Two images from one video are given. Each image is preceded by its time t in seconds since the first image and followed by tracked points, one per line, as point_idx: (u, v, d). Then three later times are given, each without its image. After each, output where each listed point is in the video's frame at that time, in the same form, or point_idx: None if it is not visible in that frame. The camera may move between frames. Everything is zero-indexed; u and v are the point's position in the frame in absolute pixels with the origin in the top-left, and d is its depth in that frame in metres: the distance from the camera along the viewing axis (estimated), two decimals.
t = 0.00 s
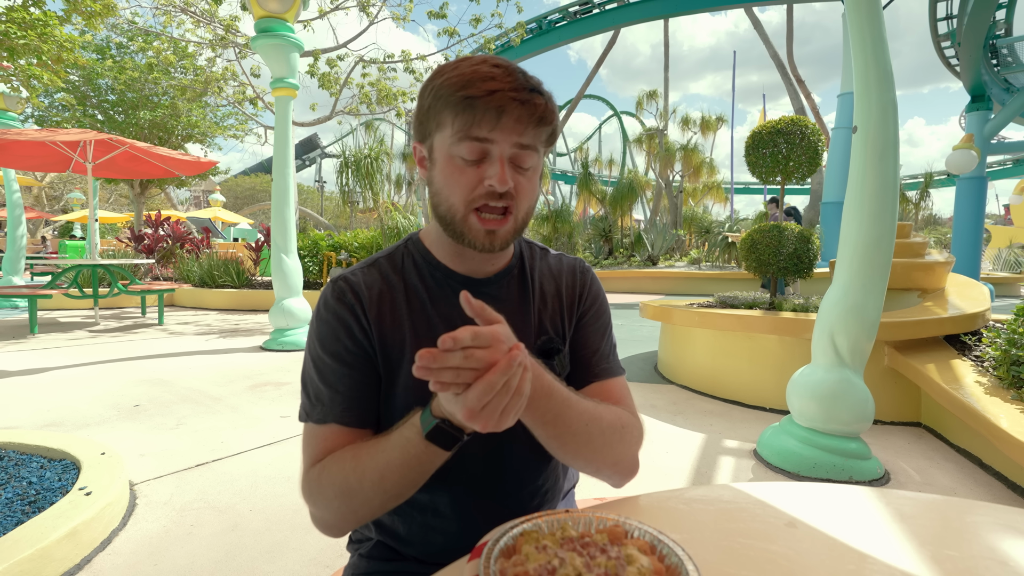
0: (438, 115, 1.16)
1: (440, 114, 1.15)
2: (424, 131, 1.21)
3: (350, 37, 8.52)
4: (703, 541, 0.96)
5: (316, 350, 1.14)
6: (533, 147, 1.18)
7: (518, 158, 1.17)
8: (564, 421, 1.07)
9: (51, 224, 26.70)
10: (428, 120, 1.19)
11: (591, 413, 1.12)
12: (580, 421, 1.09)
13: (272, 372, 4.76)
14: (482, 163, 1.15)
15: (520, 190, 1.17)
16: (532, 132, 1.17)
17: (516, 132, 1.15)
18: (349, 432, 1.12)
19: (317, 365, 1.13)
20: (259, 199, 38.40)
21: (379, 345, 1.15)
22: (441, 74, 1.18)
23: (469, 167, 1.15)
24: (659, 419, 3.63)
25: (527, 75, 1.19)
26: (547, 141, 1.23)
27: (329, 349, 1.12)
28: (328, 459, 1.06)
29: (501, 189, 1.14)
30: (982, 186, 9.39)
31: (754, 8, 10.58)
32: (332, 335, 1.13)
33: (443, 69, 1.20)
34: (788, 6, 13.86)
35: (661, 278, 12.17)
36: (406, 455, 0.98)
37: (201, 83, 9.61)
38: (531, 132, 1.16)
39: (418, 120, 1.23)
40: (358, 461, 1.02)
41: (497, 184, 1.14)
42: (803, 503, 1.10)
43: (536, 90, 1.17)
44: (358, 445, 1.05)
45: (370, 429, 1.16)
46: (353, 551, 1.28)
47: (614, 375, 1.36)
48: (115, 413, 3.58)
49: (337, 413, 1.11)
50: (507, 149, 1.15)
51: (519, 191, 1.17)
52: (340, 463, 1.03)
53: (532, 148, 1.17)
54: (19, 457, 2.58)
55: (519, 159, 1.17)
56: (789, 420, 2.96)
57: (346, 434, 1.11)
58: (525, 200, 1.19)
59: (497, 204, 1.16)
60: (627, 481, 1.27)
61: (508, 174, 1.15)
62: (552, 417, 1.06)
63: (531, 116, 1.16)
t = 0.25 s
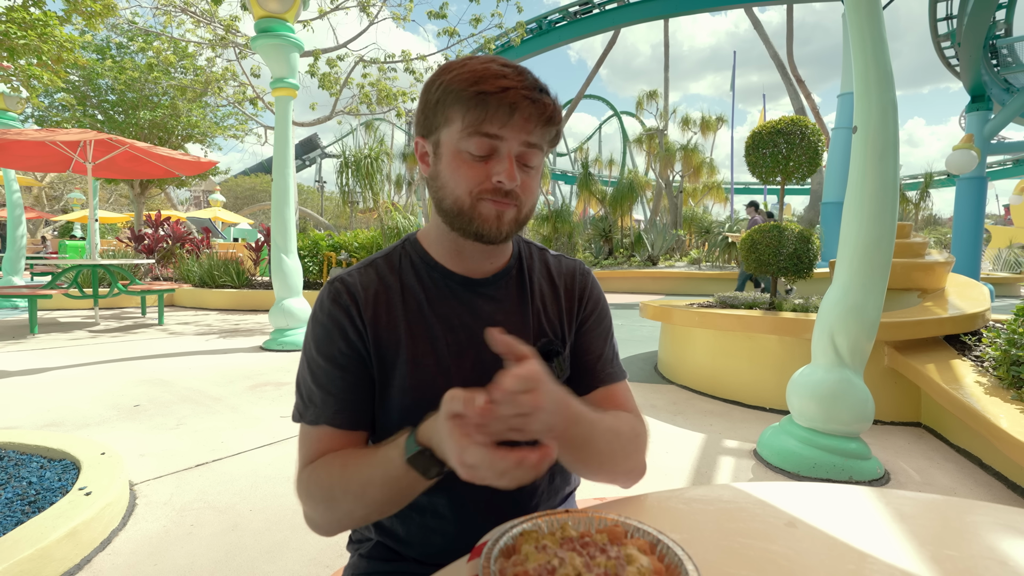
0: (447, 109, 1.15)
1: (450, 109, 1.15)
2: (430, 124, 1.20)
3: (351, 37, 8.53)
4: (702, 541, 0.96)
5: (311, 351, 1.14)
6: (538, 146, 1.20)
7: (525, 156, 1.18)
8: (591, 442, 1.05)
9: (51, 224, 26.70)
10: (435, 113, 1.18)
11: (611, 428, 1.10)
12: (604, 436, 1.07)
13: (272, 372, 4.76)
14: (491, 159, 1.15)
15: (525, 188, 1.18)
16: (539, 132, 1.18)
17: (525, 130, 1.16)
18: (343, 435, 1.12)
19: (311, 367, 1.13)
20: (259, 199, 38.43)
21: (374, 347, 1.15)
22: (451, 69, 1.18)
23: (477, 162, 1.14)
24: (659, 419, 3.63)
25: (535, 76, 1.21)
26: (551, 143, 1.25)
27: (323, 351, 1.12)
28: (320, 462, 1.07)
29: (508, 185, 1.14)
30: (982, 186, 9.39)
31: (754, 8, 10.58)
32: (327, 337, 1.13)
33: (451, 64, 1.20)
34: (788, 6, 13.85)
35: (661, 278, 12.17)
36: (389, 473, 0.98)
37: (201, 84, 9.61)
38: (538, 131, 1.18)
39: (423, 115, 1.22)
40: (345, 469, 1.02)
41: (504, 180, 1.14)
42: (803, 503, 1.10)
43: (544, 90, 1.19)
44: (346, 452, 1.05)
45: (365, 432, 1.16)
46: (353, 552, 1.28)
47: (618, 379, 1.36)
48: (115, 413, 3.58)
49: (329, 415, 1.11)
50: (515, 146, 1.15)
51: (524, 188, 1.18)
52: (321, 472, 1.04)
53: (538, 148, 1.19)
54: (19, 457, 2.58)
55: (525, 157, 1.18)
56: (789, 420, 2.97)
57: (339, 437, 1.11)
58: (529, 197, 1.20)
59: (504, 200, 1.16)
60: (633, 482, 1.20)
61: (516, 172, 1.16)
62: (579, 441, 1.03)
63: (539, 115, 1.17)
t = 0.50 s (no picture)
0: (431, 114, 1.17)
1: (434, 113, 1.16)
2: (418, 131, 1.21)
3: (351, 37, 8.54)
4: (702, 541, 0.96)
5: (310, 350, 1.14)
6: (527, 143, 1.18)
7: (514, 154, 1.16)
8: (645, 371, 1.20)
9: (52, 224, 26.71)
10: (421, 120, 1.19)
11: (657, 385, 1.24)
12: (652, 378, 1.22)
13: (272, 372, 4.76)
14: (477, 159, 1.14)
15: (516, 186, 1.16)
16: (527, 128, 1.17)
17: (510, 129, 1.15)
18: (338, 434, 1.13)
19: (309, 367, 1.13)
20: (260, 200, 38.44)
21: (372, 346, 1.15)
22: (434, 73, 1.19)
23: (463, 164, 1.14)
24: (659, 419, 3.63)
25: (520, 73, 1.20)
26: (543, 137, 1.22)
27: (320, 351, 1.13)
28: (309, 458, 1.08)
29: (496, 184, 1.13)
30: (983, 187, 9.38)
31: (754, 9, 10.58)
32: (324, 336, 1.13)
33: (435, 69, 1.22)
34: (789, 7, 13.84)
35: (661, 278, 12.17)
36: (348, 480, 0.96)
37: (201, 84, 9.61)
38: (525, 128, 1.16)
39: (412, 120, 1.24)
40: (317, 468, 1.04)
41: (492, 180, 1.13)
42: (803, 503, 1.10)
43: (529, 86, 1.17)
44: (320, 454, 1.06)
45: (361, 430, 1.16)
46: (353, 552, 1.28)
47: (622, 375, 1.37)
48: (115, 413, 3.58)
49: (322, 414, 1.11)
50: (501, 145, 1.15)
51: (514, 186, 1.16)
52: (306, 466, 1.07)
53: (527, 144, 1.17)
54: (19, 457, 2.58)
55: (514, 155, 1.16)
56: (789, 420, 2.97)
57: (331, 435, 1.12)
58: (523, 195, 1.18)
59: (494, 198, 1.14)
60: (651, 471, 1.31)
61: (504, 170, 1.14)
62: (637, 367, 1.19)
63: (524, 112, 1.16)
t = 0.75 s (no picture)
0: (421, 116, 1.17)
1: (423, 116, 1.17)
2: (412, 133, 1.22)
3: (351, 37, 8.55)
4: (702, 540, 0.96)
5: (311, 350, 1.14)
6: (518, 141, 1.16)
7: (504, 153, 1.15)
8: (625, 372, 1.18)
9: (52, 224, 26.70)
10: (413, 123, 1.20)
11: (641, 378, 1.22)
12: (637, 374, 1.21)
13: (272, 372, 4.76)
14: (467, 161, 1.14)
15: (507, 186, 1.15)
16: (517, 125, 1.15)
17: (500, 128, 1.14)
18: (341, 434, 1.13)
19: (311, 367, 1.14)
20: (260, 200, 38.43)
21: (373, 345, 1.15)
22: (424, 75, 1.19)
23: (454, 165, 1.14)
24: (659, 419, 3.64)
25: (509, 69, 1.18)
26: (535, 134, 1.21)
27: (322, 351, 1.13)
28: (314, 462, 1.08)
29: (487, 185, 1.13)
30: (983, 187, 9.38)
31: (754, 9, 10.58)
32: (326, 337, 1.14)
33: (425, 70, 1.21)
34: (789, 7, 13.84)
35: (662, 278, 12.18)
36: (363, 481, 0.95)
37: (201, 84, 9.62)
38: (514, 125, 1.15)
39: (405, 123, 1.25)
40: (328, 470, 1.03)
41: (482, 181, 1.13)
42: (803, 503, 1.10)
43: (517, 83, 1.16)
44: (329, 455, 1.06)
45: (365, 429, 1.16)
46: (354, 551, 1.28)
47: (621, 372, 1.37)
48: (115, 413, 3.59)
49: (328, 414, 1.12)
50: (491, 145, 1.14)
51: (506, 186, 1.15)
52: (310, 472, 1.06)
53: (518, 142, 1.16)
54: (20, 457, 2.58)
55: (505, 154, 1.15)
56: (789, 420, 2.97)
57: (335, 436, 1.12)
58: (515, 195, 1.17)
59: (485, 200, 1.14)
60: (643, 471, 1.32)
61: (495, 170, 1.14)
62: (617, 367, 1.17)
63: (513, 110, 1.14)
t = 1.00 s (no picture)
0: (422, 133, 1.13)
1: (425, 133, 1.13)
2: (410, 146, 1.18)
3: (352, 37, 8.56)
4: (702, 541, 0.96)
5: (310, 355, 1.14)
6: (523, 162, 1.15)
7: (509, 176, 1.14)
8: (575, 440, 1.10)
9: (53, 224, 26.73)
10: (413, 138, 1.16)
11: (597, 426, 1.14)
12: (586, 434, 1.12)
13: (273, 372, 4.76)
14: (471, 183, 1.13)
15: (511, 208, 1.16)
16: (523, 147, 1.14)
17: (505, 150, 1.12)
18: (343, 437, 1.12)
19: (310, 371, 1.13)
20: (260, 200, 38.42)
21: (372, 350, 1.15)
22: (425, 87, 1.13)
23: (458, 187, 1.13)
24: (659, 419, 3.64)
25: (516, 86, 1.15)
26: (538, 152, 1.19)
27: (322, 356, 1.12)
28: (321, 465, 1.07)
29: (492, 211, 1.14)
30: (983, 187, 9.37)
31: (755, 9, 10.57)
32: (325, 342, 1.13)
33: (425, 79, 1.15)
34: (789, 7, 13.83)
35: (662, 278, 12.18)
36: (392, 473, 0.97)
37: (202, 84, 9.62)
38: (520, 148, 1.13)
39: (402, 134, 1.20)
40: (347, 471, 1.03)
41: (487, 207, 1.13)
42: (803, 503, 1.10)
43: (524, 104, 1.13)
44: (347, 454, 1.06)
45: (365, 432, 1.16)
46: (353, 552, 1.28)
47: (615, 374, 1.37)
48: (115, 413, 3.59)
49: (329, 418, 1.11)
50: (496, 168, 1.13)
51: (509, 209, 1.16)
52: (325, 475, 1.04)
53: (523, 164, 1.15)
54: (20, 457, 2.58)
55: (510, 176, 1.15)
56: (789, 420, 2.97)
57: (339, 439, 1.12)
58: (518, 214, 1.19)
59: (488, 224, 1.15)
60: (626, 479, 1.25)
61: (499, 194, 1.14)
62: (564, 437, 1.09)
63: (519, 133, 1.13)
